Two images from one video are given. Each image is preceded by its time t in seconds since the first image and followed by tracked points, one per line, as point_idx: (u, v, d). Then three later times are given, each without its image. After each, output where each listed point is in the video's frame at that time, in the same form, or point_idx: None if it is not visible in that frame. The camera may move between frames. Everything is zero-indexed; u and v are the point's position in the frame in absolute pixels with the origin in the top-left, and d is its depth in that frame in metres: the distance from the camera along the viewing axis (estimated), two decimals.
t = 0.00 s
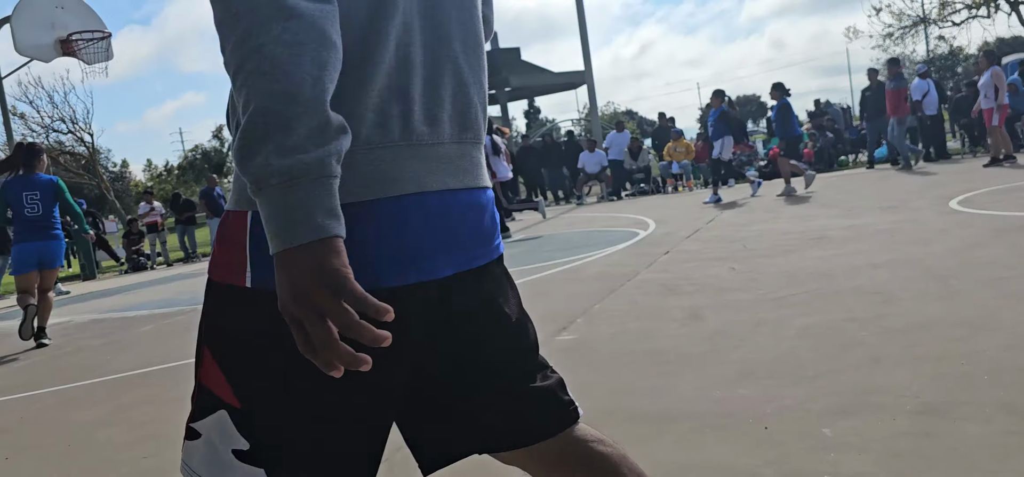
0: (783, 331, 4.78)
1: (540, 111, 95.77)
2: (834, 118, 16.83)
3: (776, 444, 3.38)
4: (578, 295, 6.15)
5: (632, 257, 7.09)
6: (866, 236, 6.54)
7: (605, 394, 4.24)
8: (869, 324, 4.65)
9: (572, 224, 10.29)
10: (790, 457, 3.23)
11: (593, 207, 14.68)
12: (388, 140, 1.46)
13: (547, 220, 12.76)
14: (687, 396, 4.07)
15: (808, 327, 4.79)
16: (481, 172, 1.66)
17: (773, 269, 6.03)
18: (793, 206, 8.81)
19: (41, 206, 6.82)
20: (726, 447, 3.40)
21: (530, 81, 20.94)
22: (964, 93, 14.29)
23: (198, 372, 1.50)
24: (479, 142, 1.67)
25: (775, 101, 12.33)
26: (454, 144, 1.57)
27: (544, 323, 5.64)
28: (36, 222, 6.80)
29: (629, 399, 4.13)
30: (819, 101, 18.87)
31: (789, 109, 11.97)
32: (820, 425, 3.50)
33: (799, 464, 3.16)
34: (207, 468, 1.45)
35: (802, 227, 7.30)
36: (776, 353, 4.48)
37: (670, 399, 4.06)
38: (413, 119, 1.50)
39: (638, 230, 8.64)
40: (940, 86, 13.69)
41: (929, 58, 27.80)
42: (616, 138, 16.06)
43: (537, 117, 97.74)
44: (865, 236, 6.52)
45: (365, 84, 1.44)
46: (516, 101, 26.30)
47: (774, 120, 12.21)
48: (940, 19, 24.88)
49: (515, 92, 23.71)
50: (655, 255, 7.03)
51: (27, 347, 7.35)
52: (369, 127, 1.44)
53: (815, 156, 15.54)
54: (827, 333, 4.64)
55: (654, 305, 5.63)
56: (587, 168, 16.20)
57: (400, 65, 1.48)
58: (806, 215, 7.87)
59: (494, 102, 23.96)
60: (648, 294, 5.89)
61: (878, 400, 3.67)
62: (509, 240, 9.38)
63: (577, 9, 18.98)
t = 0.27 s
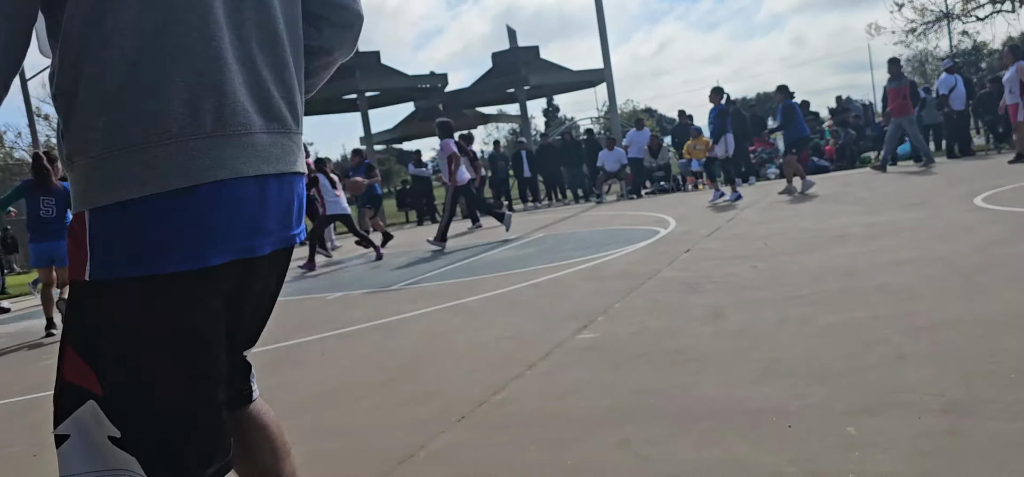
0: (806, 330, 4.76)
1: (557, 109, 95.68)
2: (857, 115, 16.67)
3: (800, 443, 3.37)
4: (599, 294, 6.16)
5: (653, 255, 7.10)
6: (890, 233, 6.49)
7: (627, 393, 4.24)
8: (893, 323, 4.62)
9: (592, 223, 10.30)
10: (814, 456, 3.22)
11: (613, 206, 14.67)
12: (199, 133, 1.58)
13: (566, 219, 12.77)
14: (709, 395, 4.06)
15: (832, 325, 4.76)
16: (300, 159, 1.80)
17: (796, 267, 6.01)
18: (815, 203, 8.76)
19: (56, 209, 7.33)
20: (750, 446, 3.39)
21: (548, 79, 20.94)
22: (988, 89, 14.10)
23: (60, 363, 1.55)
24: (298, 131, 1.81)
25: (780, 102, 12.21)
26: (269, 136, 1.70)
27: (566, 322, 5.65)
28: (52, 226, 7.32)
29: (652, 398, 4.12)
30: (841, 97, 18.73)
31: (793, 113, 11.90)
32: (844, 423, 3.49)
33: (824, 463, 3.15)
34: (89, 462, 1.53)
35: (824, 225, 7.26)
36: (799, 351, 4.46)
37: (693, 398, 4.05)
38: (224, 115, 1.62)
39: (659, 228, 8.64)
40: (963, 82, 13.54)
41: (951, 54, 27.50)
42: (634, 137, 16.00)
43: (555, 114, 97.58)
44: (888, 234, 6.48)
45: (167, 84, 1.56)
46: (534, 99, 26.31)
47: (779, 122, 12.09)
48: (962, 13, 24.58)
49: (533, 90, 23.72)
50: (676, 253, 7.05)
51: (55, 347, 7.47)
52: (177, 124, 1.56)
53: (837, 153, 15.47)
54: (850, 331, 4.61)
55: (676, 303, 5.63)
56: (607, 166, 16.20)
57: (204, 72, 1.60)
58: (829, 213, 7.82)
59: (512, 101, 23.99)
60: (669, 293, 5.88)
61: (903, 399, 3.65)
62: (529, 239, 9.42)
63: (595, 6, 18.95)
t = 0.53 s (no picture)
0: (822, 329, 4.76)
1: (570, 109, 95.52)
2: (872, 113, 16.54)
3: (815, 443, 3.37)
4: (613, 294, 6.17)
5: (667, 255, 7.11)
6: (906, 232, 6.46)
7: (642, 393, 4.26)
8: (909, 322, 4.61)
9: (606, 222, 10.31)
10: (830, 456, 3.22)
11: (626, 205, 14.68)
12: (90, 194, 1.56)
13: (580, 219, 12.80)
14: (724, 395, 4.06)
15: (847, 325, 4.75)
16: (189, 218, 1.78)
17: (812, 267, 6.00)
18: (830, 202, 8.74)
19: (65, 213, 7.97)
20: (766, 446, 3.40)
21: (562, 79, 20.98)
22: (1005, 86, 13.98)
23: (33, 397, 1.59)
24: (187, 194, 1.79)
25: (789, 99, 12.15)
26: (156, 198, 1.67)
27: (580, 322, 5.67)
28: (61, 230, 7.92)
29: (667, 398, 4.12)
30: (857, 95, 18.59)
31: (802, 110, 11.83)
32: (861, 424, 3.48)
33: (840, 463, 3.15)
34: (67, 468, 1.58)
35: (840, 224, 7.24)
36: (816, 351, 4.46)
37: (708, 397, 4.06)
38: (115, 177, 1.60)
39: (673, 227, 8.64)
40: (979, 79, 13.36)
41: (969, 51, 27.26)
42: (648, 136, 15.97)
43: (569, 113, 97.51)
44: (905, 233, 6.46)
45: (59, 145, 1.54)
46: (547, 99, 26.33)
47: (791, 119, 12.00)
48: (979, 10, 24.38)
49: (547, 90, 23.74)
50: (690, 252, 7.06)
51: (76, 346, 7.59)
52: (66, 184, 1.54)
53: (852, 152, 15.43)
54: (867, 330, 4.60)
55: (691, 303, 5.63)
56: (620, 166, 16.24)
57: (98, 136, 1.58)
58: (845, 212, 7.80)
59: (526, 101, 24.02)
60: (684, 293, 5.89)
61: (920, 399, 3.64)
62: (542, 240, 9.45)
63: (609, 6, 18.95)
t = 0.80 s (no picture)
0: (834, 329, 4.75)
1: (583, 109, 95.60)
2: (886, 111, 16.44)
3: (828, 443, 3.37)
4: (625, 294, 6.19)
5: (679, 254, 7.12)
6: (920, 231, 6.43)
7: (654, 392, 4.27)
8: (922, 321, 4.60)
9: (618, 222, 10.31)
10: (842, 456, 3.23)
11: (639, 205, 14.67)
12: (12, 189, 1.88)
13: (592, 218, 12.81)
14: (736, 395, 4.07)
15: (860, 324, 4.74)
16: (122, 212, 2.08)
17: (824, 266, 5.99)
18: (844, 201, 8.70)
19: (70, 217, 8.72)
20: (777, 446, 3.41)
21: (574, 79, 20.99)
22: (1021, 85, 13.84)
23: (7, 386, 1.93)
24: (119, 192, 2.07)
25: (805, 97, 12.12)
26: (83, 193, 1.97)
27: (592, 321, 5.68)
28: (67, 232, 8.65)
29: (679, 398, 4.14)
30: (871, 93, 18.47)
31: (824, 106, 11.82)
32: (873, 423, 3.49)
33: (851, 463, 3.15)
34: None
35: (853, 223, 7.22)
36: (828, 350, 4.46)
37: (719, 397, 4.07)
38: (37, 176, 1.92)
39: (685, 227, 8.65)
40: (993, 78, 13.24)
41: (985, 48, 27.07)
42: (661, 136, 15.94)
43: (581, 113, 97.44)
44: (918, 232, 6.43)
45: None
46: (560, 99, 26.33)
47: (808, 116, 11.96)
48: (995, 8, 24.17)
49: (559, 90, 23.76)
50: (703, 252, 7.07)
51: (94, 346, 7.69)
52: None
53: (865, 151, 15.39)
54: (880, 330, 4.59)
55: (703, 303, 5.64)
56: (633, 165, 16.24)
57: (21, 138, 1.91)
58: (858, 211, 7.77)
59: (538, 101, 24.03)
60: (695, 293, 5.89)
61: (933, 398, 3.64)
62: (553, 239, 9.47)
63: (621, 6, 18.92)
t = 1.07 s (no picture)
0: (848, 329, 4.73)
1: (594, 109, 95.44)
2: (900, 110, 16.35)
3: (842, 443, 3.36)
4: (637, 294, 6.19)
5: (691, 254, 7.11)
6: (935, 231, 6.40)
7: (666, 392, 4.27)
8: (937, 321, 4.57)
9: (630, 222, 10.29)
10: (857, 456, 3.22)
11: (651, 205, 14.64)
12: None
13: (605, 218, 12.80)
14: (748, 395, 4.06)
15: (874, 324, 4.72)
16: (85, 217, 2.13)
17: (837, 265, 5.97)
18: (859, 200, 8.65)
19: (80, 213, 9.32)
20: (791, 446, 3.40)
21: (585, 79, 20.97)
22: None
23: None
24: (80, 197, 2.13)
25: (813, 95, 11.96)
26: (42, 201, 2.02)
27: (605, 321, 5.69)
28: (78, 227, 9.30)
29: (692, 398, 4.13)
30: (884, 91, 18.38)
31: (830, 104, 11.64)
32: (887, 424, 3.47)
33: (865, 464, 3.15)
34: None
35: (867, 222, 7.18)
36: (842, 351, 4.44)
37: (733, 397, 4.06)
38: None
39: (697, 227, 8.63)
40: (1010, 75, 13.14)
41: (1001, 45, 26.82)
42: (673, 136, 15.90)
43: (593, 113, 97.25)
44: (933, 231, 6.38)
45: None
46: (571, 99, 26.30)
47: (816, 114, 11.81)
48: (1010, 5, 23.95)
49: (571, 90, 23.74)
50: (715, 251, 7.06)
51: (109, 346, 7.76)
52: None
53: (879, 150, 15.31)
54: (894, 330, 4.57)
55: (716, 303, 5.63)
56: (645, 165, 16.23)
57: None
58: (873, 210, 7.73)
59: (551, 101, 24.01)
60: (708, 293, 5.88)
61: (948, 398, 3.62)
62: (565, 240, 9.48)
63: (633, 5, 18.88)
